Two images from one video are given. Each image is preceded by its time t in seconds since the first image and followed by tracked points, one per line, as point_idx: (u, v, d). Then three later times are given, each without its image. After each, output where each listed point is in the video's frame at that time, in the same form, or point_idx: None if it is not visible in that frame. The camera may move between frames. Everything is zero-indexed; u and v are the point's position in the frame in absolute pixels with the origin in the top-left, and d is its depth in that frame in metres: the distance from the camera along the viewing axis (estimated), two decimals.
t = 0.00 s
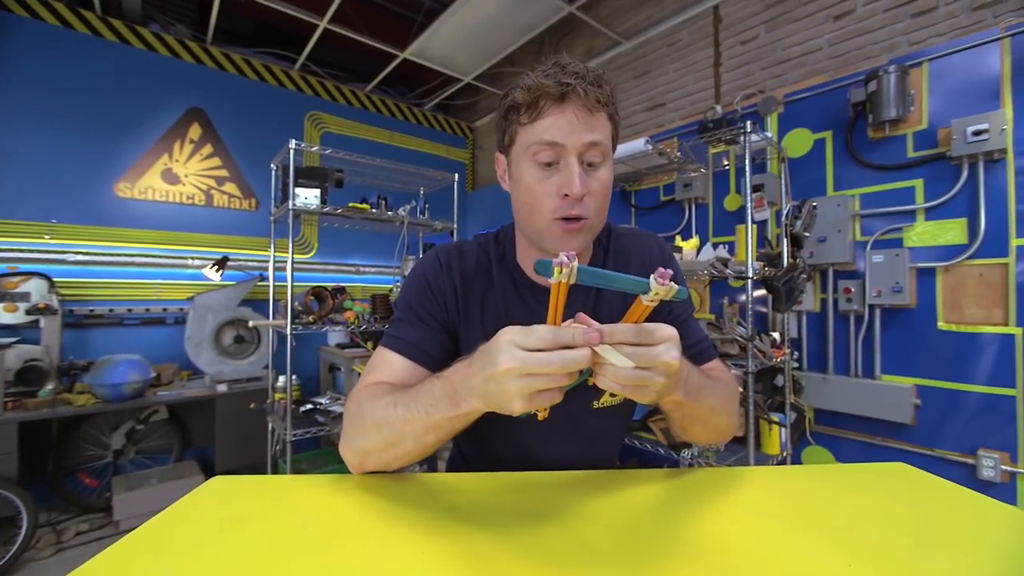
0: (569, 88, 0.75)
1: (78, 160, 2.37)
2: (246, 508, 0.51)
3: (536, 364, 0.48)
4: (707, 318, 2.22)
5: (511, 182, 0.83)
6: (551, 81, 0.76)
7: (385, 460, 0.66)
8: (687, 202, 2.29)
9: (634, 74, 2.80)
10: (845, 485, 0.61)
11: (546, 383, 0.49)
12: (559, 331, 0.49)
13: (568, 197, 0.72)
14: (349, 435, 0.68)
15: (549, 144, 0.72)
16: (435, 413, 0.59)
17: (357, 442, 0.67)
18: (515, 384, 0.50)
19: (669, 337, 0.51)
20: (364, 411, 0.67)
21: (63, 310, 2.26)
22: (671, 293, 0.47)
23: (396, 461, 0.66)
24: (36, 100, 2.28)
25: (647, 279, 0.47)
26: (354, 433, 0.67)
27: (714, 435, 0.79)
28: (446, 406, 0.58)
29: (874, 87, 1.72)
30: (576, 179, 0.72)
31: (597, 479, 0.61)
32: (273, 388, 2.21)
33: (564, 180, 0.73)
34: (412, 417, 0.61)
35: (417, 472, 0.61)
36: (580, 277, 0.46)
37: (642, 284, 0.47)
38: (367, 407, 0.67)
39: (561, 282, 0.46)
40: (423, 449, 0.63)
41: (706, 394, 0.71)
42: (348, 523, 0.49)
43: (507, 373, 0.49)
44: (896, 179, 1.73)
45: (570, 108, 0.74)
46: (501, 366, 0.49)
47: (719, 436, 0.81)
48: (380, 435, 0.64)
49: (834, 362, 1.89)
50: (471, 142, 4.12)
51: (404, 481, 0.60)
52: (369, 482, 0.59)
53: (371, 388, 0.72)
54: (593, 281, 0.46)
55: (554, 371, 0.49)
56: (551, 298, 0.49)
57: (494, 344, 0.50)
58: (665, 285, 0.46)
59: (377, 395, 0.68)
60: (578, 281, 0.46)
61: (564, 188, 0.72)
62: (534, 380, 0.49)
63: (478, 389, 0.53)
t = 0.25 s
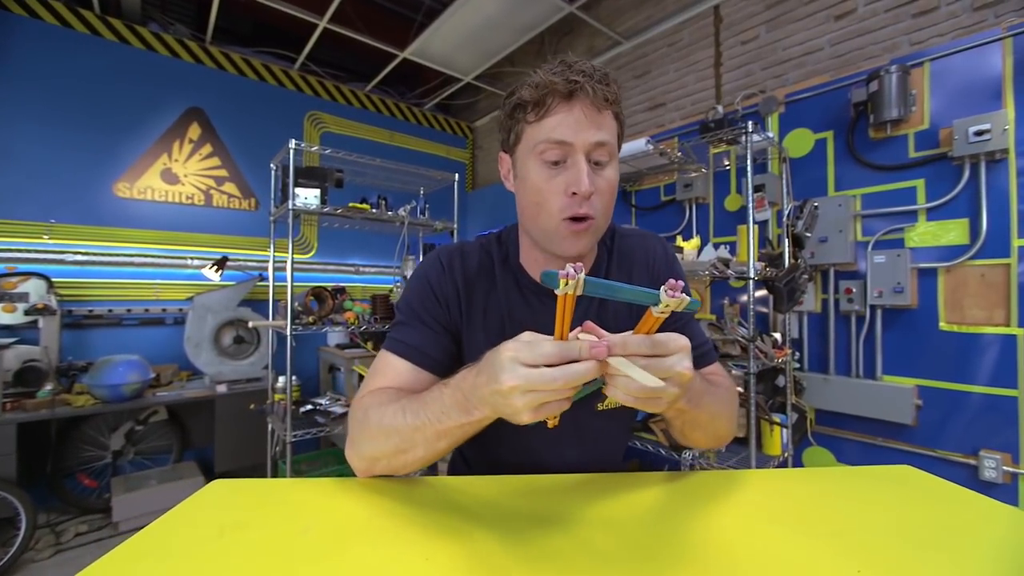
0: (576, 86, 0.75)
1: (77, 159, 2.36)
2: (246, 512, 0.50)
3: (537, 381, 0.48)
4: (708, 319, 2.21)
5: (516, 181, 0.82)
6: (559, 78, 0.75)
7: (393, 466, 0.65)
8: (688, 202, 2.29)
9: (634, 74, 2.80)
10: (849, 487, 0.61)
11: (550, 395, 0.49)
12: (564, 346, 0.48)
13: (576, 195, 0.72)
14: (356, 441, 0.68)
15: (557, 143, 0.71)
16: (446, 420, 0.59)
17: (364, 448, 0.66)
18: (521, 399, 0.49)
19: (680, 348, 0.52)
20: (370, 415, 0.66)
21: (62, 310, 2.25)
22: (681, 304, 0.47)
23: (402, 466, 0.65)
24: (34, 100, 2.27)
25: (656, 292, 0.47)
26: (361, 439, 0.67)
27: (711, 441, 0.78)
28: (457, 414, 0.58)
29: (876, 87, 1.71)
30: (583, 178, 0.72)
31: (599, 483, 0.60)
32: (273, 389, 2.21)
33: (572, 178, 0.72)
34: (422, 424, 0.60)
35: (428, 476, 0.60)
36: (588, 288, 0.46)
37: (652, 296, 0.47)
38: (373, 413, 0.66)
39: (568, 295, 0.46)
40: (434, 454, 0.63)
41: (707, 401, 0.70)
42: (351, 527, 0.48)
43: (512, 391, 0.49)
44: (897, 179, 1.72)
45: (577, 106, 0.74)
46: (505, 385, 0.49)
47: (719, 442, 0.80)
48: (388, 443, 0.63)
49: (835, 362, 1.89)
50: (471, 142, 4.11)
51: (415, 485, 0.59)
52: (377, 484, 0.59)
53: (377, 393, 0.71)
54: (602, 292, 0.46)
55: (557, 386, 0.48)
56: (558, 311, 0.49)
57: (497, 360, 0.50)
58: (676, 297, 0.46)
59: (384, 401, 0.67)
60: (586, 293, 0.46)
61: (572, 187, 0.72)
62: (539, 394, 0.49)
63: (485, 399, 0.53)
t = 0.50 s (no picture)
0: (584, 86, 0.74)
1: (77, 159, 2.36)
2: (248, 515, 0.50)
3: (542, 383, 0.48)
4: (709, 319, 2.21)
5: (523, 181, 0.82)
6: (567, 78, 0.75)
7: (398, 469, 0.65)
8: (689, 202, 2.29)
9: (635, 74, 2.80)
10: (854, 490, 0.61)
11: (556, 395, 0.49)
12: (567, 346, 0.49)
13: (583, 195, 0.71)
14: (360, 444, 0.68)
15: (564, 143, 0.71)
16: (451, 423, 0.59)
17: (368, 451, 0.66)
18: (525, 402, 0.49)
19: (685, 349, 0.52)
20: (375, 418, 0.66)
21: (62, 310, 2.24)
22: (684, 299, 0.48)
23: (406, 469, 0.65)
24: (34, 100, 2.27)
25: (658, 288, 0.47)
26: (365, 442, 0.66)
27: (719, 445, 0.78)
28: (462, 417, 0.58)
29: (877, 87, 1.71)
30: (591, 177, 0.72)
31: (603, 486, 0.59)
32: (273, 389, 2.20)
33: (579, 178, 0.72)
34: (426, 427, 0.60)
35: (434, 477, 0.60)
36: (590, 286, 0.46)
37: (654, 292, 0.47)
38: (377, 416, 0.66)
39: (571, 292, 0.46)
40: (438, 457, 0.63)
41: (715, 405, 0.70)
42: (353, 530, 0.48)
43: (515, 393, 0.48)
44: (899, 179, 1.72)
45: (585, 105, 0.74)
46: (508, 387, 0.48)
47: (725, 445, 0.80)
48: (392, 446, 0.63)
49: (836, 362, 1.89)
50: (472, 142, 4.10)
51: (419, 488, 0.59)
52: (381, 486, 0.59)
53: (381, 397, 0.71)
54: (604, 289, 0.46)
55: (561, 387, 0.49)
56: (561, 308, 0.50)
57: (499, 361, 0.50)
58: (677, 293, 0.47)
59: (388, 405, 0.67)
60: (589, 290, 0.46)
61: (579, 187, 0.72)
62: (543, 396, 0.49)
63: (489, 403, 0.53)
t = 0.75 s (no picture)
0: (592, 85, 0.74)
1: (77, 159, 2.36)
2: (248, 519, 0.50)
3: (556, 371, 0.48)
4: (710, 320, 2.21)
5: (529, 181, 0.81)
6: (574, 77, 0.75)
7: (400, 469, 0.65)
8: (690, 202, 2.28)
9: (636, 74, 2.79)
10: (861, 492, 0.60)
11: (569, 388, 0.49)
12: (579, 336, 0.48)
13: (590, 194, 0.71)
14: (362, 444, 0.68)
15: (571, 142, 0.71)
16: (454, 423, 0.58)
17: (370, 452, 0.66)
18: (536, 390, 0.49)
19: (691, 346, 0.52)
20: (379, 418, 0.66)
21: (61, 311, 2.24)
22: (691, 293, 0.47)
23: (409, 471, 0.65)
24: (34, 100, 2.26)
25: (665, 280, 0.46)
26: (367, 442, 0.66)
27: (730, 447, 0.78)
28: (464, 414, 0.57)
29: (879, 87, 1.70)
30: (598, 176, 0.71)
31: (610, 489, 0.59)
32: (273, 389, 2.20)
33: (586, 177, 0.72)
34: (429, 428, 0.60)
35: (434, 480, 0.60)
36: (598, 278, 0.45)
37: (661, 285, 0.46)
38: (380, 417, 0.66)
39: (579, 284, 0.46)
40: (440, 457, 0.62)
41: (731, 406, 0.70)
42: (355, 534, 0.47)
43: (528, 379, 0.48)
44: (901, 179, 1.72)
45: (592, 104, 0.74)
46: (522, 372, 0.48)
47: (734, 448, 0.80)
48: (394, 445, 0.63)
49: (838, 363, 1.88)
50: (472, 142, 4.10)
51: (421, 490, 0.58)
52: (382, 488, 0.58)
53: (385, 396, 0.71)
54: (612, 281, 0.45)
55: (576, 376, 0.48)
56: (568, 303, 0.49)
57: (513, 349, 0.49)
58: (685, 284, 0.46)
59: (392, 405, 0.67)
60: (597, 282, 0.45)
61: (586, 185, 0.71)
62: (555, 385, 0.49)
63: (496, 399, 0.52)
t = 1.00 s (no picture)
0: (604, 84, 0.74)
1: (77, 159, 2.35)
2: (252, 520, 0.49)
3: (567, 377, 0.47)
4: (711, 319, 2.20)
5: (538, 179, 0.81)
6: (586, 75, 0.75)
7: (408, 469, 0.65)
8: (690, 202, 2.28)
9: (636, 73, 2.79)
10: (862, 492, 0.60)
11: (580, 395, 0.48)
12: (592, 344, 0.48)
13: (601, 193, 0.71)
14: (370, 444, 0.68)
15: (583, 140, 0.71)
16: (464, 425, 0.58)
17: (378, 451, 0.66)
18: (547, 397, 0.48)
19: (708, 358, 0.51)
20: (387, 417, 0.66)
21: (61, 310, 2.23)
22: (708, 305, 0.46)
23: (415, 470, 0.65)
24: (33, 100, 2.26)
25: (682, 291, 0.46)
26: (375, 441, 0.66)
27: (731, 450, 0.77)
28: (476, 419, 0.57)
29: (880, 87, 1.70)
30: (609, 175, 0.71)
31: (615, 490, 0.59)
32: (273, 389, 2.20)
33: (597, 176, 0.71)
34: (438, 429, 0.60)
35: (442, 482, 0.60)
36: (614, 284, 0.45)
37: (679, 295, 0.46)
38: (388, 416, 0.66)
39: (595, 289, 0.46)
40: (449, 460, 0.62)
41: (728, 412, 0.70)
42: (360, 534, 0.47)
43: (538, 386, 0.48)
44: (901, 179, 1.72)
45: (604, 103, 0.73)
46: (530, 379, 0.48)
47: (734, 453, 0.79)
48: (403, 446, 0.63)
49: (838, 362, 1.88)
50: (472, 142, 4.10)
51: (428, 491, 0.58)
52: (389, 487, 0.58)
53: (393, 395, 0.70)
54: (628, 288, 0.45)
55: (587, 382, 0.48)
56: (585, 308, 0.49)
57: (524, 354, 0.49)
58: (700, 296, 0.45)
59: (401, 404, 0.66)
60: (613, 289, 0.45)
61: (596, 184, 0.71)
62: (565, 392, 0.48)
63: (509, 405, 0.52)
